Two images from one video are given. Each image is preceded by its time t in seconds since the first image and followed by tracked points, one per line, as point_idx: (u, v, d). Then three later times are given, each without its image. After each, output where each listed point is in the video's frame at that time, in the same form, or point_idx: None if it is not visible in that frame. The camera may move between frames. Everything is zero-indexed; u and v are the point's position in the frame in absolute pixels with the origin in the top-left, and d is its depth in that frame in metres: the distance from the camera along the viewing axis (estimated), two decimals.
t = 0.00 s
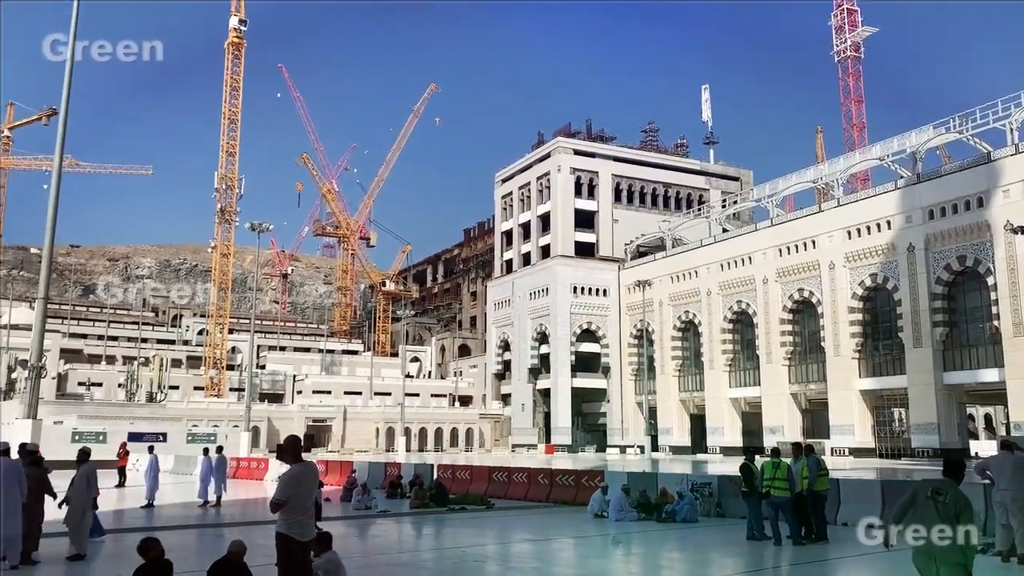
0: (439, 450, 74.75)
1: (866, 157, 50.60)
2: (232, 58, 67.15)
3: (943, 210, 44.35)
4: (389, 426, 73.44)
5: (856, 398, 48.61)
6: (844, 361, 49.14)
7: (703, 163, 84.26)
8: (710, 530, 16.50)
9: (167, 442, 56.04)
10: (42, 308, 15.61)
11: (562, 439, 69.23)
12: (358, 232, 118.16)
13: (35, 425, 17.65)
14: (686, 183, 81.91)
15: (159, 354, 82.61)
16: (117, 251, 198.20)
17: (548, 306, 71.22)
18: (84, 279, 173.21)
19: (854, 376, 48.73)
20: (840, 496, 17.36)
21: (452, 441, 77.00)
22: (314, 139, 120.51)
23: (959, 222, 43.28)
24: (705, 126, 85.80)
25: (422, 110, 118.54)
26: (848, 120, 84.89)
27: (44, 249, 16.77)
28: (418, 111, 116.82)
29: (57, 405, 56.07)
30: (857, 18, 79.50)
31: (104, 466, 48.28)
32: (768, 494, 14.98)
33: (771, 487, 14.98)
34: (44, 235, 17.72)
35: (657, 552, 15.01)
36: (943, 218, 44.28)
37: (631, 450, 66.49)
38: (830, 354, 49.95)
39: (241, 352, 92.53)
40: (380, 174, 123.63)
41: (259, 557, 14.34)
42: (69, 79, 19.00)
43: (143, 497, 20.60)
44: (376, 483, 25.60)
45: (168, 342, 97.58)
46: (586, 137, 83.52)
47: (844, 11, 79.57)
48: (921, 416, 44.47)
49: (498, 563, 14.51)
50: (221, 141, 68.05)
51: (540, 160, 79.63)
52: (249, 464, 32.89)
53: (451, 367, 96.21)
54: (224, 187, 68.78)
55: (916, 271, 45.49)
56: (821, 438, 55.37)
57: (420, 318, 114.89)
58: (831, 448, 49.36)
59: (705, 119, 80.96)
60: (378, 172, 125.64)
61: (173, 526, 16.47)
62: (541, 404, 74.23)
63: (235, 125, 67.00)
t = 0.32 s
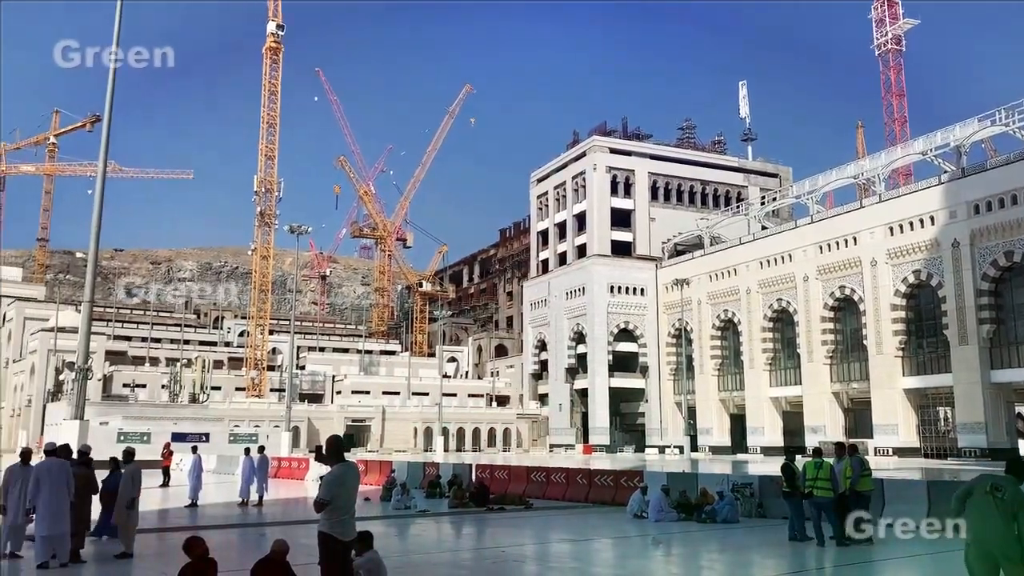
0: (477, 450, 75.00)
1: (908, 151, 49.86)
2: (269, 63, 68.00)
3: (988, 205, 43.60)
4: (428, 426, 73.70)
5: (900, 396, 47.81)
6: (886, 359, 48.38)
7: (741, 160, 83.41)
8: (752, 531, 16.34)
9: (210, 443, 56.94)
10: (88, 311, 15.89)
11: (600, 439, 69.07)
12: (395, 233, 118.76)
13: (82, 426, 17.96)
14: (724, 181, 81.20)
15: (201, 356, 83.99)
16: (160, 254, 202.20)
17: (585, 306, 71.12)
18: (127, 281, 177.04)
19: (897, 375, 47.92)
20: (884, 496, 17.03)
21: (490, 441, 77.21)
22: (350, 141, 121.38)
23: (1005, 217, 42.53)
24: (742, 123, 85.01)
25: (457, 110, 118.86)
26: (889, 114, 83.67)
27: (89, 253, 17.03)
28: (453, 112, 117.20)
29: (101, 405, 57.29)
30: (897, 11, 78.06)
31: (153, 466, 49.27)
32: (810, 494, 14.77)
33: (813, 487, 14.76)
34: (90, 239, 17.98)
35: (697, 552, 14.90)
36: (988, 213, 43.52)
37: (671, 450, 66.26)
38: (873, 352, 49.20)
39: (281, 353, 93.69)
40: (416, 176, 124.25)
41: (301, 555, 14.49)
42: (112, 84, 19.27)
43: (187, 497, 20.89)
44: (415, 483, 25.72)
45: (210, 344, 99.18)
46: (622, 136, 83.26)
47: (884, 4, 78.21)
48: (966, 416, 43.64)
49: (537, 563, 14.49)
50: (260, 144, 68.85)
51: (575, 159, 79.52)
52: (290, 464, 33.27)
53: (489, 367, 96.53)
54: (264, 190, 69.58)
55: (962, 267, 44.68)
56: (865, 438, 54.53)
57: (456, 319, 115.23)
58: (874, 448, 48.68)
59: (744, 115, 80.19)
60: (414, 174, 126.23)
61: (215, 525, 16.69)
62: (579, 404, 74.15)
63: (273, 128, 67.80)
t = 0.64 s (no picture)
0: (520, 449, 75.09)
1: (958, 144, 48.81)
2: (311, 67, 68.89)
3: None
4: (470, 426, 73.86)
5: (951, 394, 46.83)
6: (936, 356, 47.45)
7: (785, 154, 82.18)
8: (802, 530, 16.17)
9: (258, 443, 57.89)
10: (137, 313, 16.18)
11: (643, 439, 68.72)
12: (436, 234, 119.33)
13: (133, 426, 18.29)
14: (768, 176, 80.16)
15: (248, 357, 85.36)
16: (207, 258, 206.23)
17: (627, 305, 70.89)
18: (175, 284, 180.88)
19: (949, 372, 46.95)
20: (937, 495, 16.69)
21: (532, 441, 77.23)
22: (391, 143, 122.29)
23: None
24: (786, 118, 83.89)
25: (496, 111, 118.92)
26: (938, 106, 81.97)
27: (140, 256, 17.36)
28: (493, 112, 117.39)
29: (151, 406, 58.56)
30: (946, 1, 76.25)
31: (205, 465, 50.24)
32: (860, 494, 14.49)
33: (863, 487, 14.49)
34: (140, 243, 18.30)
35: (743, 553, 14.73)
36: None
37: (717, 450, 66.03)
38: (922, 349, 48.29)
39: (326, 353, 94.84)
40: (457, 177, 124.74)
41: (349, 554, 14.62)
42: (160, 89, 19.61)
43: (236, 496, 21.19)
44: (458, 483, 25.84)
45: (256, 344, 100.82)
46: (663, 133, 82.77)
47: None
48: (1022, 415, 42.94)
49: (582, 563, 14.43)
50: (304, 148, 69.68)
51: (616, 157, 79.23)
52: (335, 463, 33.69)
53: (531, 366, 96.66)
54: (307, 193, 70.40)
55: (1016, 262, 43.61)
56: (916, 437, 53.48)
57: (498, 318, 115.38)
58: (925, 447, 47.72)
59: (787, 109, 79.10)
60: (455, 175, 126.65)
61: (264, 524, 16.91)
62: (622, 404, 74.00)
63: (316, 132, 68.56)
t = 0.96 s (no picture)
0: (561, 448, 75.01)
1: (1008, 135, 47.71)
2: (350, 70, 69.56)
3: None
4: (510, 424, 74.14)
5: (1002, 391, 45.80)
6: (986, 353, 46.52)
7: (828, 149, 81.21)
8: (847, 530, 15.96)
9: (301, 442, 58.57)
10: (183, 313, 16.48)
11: (685, 438, 68.16)
12: (474, 234, 119.72)
13: (181, 425, 18.63)
14: (811, 171, 79.25)
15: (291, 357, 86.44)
16: (249, 259, 209.54)
17: (667, 303, 70.58)
18: (219, 286, 184.09)
19: (999, 369, 46.02)
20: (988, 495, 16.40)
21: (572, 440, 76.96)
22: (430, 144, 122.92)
23: None
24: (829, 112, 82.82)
25: (534, 109, 118.74)
26: (985, 98, 80.63)
27: (186, 258, 17.70)
28: (530, 111, 117.36)
29: (198, 405, 59.63)
30: None
31: (251, 464, 50.92)
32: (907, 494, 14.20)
33: (911, 487, 14.20)
34: (187, 246, 18.65)
35: (788, 552, 14.58)
36: None
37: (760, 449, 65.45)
38: (972, 345, 47.35)
39: (367, 353, 95.67)
40: (494, 177, 124.82)
41: (392, 552, 14.74)
42: (205, 93, 19.93)
43: (280, 494, 21.42)
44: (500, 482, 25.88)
45: (299, 344, 102.08)
46: (702, 129, 82.23)
47: None
48: None
49: (623, 562, 14.37)
50: (344, 150, 70.33)
51: (655, 154, 78.98)
52: (378, 462, 34.07)
53: (570, 364, 96.57)
54: (348, 195, 71.00)
55: None
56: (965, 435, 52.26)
57: (536, 317, 115.41)
58: (975, 446, 46.73)
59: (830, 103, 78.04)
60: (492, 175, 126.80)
61: (309, 521, 17.13)
62: (663, 403, 73.75)
63: (356, 134, 69.15)
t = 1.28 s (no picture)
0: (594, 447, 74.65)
1: None
2: (381, 71, 69.97)
3: None
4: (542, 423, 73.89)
5: None
6: None
7: (863, 144, 80.18)
8: (887, 530, 15.80)
9: (335, 441, 59.12)
10: (218, 315, 16.66)
11: (720, 437, 67.53)
12: (505, 233, 120.14)
13: (216, 424, 18.88)
14: (845, 166, 78.31)
15: (325, 356, 87.20)
16: (282, 260, 211.75)
17: (701, 301, 70.36)
18: (253, 287, 186.45)
19: None
20: None
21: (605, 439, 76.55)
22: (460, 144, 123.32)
23: None
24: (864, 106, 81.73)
25: (564, 107, 118.51)
26: None
27: (220, 261, 17.92)
28: (560, 110, 117.24)
29: (233, 404, 60.39)
30: None
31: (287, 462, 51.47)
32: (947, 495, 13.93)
33: (950, 487, 13.91)
34: (222, 247, 18.86)
35: (825, 553, 14.40)
36: None
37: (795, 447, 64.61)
38: (1014, 342, 46.56)
39: (399, 352, 96.21)
40: (525, 175, 124.81)
41: (427, 550, 14.78)
42: (238, 95, 20.16)
43: (314, 493, 21.56)
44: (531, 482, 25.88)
45: (332, 344, 102.76)
46: (734, 125, 81.64)
47: None
48: None
49: (657, 561, 14.31)
50: (374, 150, 70.72)
51: (687, 150, 78.56)
52: (411, 460, 34.24)
53: (602, 363, 96.35)
54: (379, 195, 71.41)
55: None
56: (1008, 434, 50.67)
57: (567, 315, 115.24)
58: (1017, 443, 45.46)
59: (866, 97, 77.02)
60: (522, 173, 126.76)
61: (344, 519, 17.31)
62: (697, 402, 73.16)
63: (386, 134, 69.49)
